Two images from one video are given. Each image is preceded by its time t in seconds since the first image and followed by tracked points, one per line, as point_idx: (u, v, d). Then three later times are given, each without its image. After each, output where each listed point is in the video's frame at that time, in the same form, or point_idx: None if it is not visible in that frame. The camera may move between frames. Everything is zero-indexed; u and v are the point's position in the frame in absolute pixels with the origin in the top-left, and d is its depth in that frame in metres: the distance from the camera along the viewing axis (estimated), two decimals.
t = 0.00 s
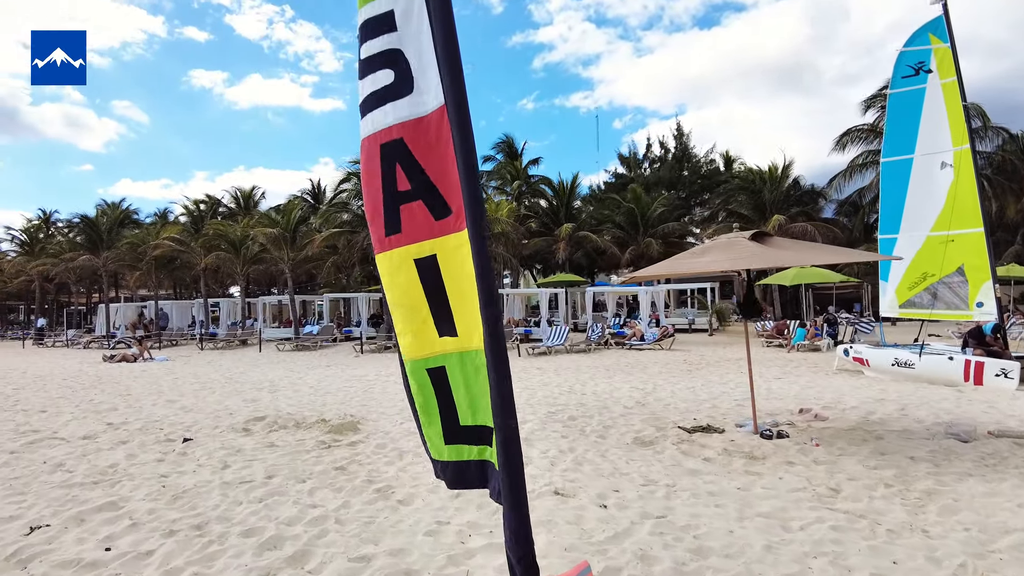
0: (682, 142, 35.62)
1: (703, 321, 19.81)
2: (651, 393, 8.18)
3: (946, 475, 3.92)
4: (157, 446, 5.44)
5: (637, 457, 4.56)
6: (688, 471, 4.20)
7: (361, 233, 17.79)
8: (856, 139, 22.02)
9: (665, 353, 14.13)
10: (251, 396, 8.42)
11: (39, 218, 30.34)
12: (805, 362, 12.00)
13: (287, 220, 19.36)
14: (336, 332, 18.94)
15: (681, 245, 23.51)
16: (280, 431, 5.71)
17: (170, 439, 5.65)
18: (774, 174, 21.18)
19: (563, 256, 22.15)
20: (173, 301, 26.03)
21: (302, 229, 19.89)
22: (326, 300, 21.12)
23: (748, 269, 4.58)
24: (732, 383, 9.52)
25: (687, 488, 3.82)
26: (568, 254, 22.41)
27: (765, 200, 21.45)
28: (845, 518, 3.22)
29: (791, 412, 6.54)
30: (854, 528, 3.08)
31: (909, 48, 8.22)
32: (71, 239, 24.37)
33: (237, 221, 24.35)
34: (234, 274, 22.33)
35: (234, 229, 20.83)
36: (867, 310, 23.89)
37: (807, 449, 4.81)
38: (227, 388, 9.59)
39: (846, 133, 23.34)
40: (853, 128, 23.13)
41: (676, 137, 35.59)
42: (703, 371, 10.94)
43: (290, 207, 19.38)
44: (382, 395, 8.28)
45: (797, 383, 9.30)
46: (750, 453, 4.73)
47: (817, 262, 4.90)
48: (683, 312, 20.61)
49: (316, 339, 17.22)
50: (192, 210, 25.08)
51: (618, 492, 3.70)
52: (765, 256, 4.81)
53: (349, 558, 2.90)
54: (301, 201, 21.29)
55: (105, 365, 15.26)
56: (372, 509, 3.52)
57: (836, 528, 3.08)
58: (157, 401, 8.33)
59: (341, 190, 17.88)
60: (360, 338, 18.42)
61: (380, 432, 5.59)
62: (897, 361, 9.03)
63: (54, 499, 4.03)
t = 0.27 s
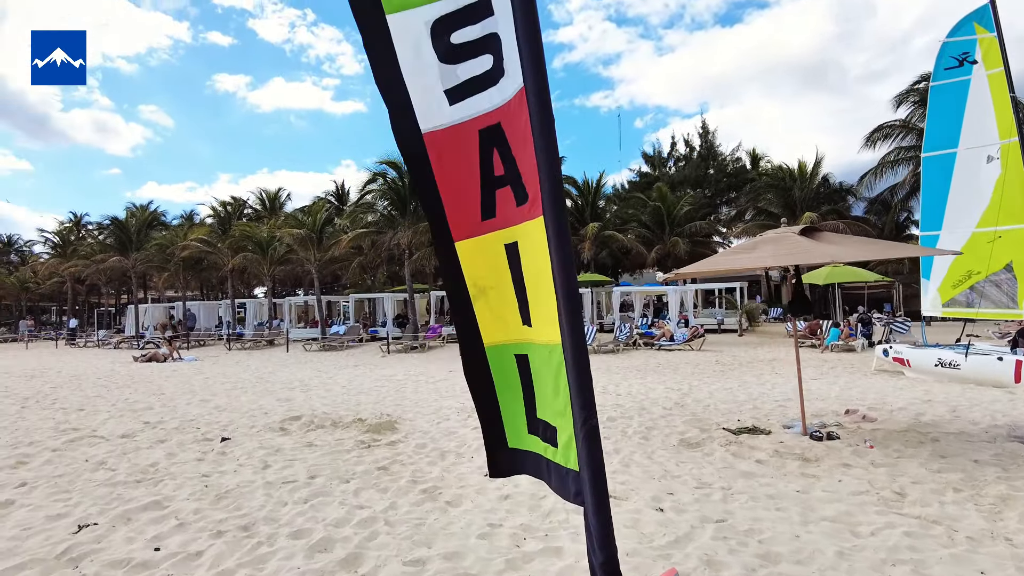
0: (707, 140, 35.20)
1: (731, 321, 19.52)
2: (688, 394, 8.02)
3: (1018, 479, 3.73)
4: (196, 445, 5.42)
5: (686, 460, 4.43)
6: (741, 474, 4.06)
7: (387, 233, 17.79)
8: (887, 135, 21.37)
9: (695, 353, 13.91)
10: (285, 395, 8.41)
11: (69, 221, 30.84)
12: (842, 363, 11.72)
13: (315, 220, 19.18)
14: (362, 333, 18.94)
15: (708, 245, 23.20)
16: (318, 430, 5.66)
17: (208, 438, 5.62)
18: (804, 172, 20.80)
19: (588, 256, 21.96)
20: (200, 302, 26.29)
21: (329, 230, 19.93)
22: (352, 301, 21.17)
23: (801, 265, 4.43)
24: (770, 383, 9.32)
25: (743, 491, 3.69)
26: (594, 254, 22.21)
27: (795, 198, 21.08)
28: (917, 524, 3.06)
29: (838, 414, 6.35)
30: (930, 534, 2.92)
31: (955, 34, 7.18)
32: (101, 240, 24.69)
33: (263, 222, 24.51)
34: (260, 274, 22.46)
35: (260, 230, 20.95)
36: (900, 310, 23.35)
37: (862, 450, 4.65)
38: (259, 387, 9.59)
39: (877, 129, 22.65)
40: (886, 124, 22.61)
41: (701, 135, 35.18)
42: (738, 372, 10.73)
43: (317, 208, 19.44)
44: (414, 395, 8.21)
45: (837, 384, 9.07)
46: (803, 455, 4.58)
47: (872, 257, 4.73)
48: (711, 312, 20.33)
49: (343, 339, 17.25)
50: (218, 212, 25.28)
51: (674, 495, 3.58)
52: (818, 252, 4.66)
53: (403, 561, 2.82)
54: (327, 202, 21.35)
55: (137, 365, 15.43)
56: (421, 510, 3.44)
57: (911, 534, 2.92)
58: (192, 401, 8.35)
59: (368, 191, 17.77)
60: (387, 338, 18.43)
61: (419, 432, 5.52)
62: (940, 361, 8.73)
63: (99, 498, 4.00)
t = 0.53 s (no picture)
0: (732, 138, 34.74)
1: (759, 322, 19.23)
2: (724, 397, 7.87)
3: None
4: (232, 449, 5.40)
5: (734, 467, 4.31)
6: (795, 482, 3.93)
7: (412, 234, 17.74)
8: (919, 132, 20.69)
9: (724, 355, 13.70)
10: (315, 397, 8.39)
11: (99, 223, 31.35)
12: (878, 365, 11.45)
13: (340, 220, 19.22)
14: (385, 333, 18.92)
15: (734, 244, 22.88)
16: (354, 434, 5.62)
17: (243, 442, 5.61)
18: (833, 171, 20.40)
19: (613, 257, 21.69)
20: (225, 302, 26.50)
21: (354, 232, 19.96)
22: (376, 301, 21.20)
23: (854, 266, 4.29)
24: (806, 386, 9.12)
25: (799, 501, 3.57)
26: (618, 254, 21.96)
27: (824, 197, 20.69)
28: (992, 539, 2.92)
29: (884, 419, 6.17)
30: (1008, 551, 2.78)
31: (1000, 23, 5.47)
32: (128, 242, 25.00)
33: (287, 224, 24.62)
34: (284, 276, 22.57)
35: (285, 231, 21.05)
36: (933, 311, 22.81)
37: (916, 458, 4.49)
38: (288, 388, 9.59)
39: (909, 126, 21.96)
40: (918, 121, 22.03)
41: (725, 133, 34.72)
42: (771, 374, 10.53)
43: (341, 209, 19.48)
44: (444, 397, 8.14)
45: (877, 387, 8.85)
46: (855, 463, 4.43)
47: (926, 259, 4.57)
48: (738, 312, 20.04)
49: (367, 340, 17.26)
50: (243, 213, 25.44)
51: (727, 505, 3.48)
52: (869, 253, 4.51)
53: (457, 573, 2.74)
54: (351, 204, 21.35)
55: (165, 366, 15.57)
56: (469, 519, 3.37)
57: (987, 550, 2.79)
58: (223, 402, 8.37)
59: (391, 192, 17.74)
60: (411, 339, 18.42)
61: (455, 436, 5.45)
62: (984, 364, 8.46)
63: (140, 503, 3.97)
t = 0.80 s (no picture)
0: (755, 135, 34.26)
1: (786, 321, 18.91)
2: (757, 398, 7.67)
3: None
4: (261, 449, 5.34)
5: (778, 472, 4.15)
6: (844, 488, 3.77)
7: (434, 233, 17.70)
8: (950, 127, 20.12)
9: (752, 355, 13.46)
10: (342, 397, 8.34)
11: (125, 224, 31.75)
12: (912, 365, 11.16)
13: (362, 220, 19.22)
14: (408, 333, 18.86)
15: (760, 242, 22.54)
16: (383, 434, 5.54)
17: (272, 443, 5.55)
18: (862, 167, 19.98)
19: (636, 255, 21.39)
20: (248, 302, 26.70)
21: (375, 232, 19.95)
22: (397, 301, 21.19)
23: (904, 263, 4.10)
24: (840, 387, 8.89)
25: (852, 507, 3.41)
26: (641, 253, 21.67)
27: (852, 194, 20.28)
28: None
29: (928, 420, 5.96)
30: None
31: None
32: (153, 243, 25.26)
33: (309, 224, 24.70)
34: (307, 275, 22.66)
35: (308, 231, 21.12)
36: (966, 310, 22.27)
37: (969, 463, 4.30)
38: (314, 388, 9.56)
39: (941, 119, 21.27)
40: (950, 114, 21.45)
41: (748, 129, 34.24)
42: (802, 374, 10.29)
43: (364, 209, 19.50)
44: (471, 397, 8.04)
45: (914, 388, 8.59)
46: (905, 467, 4.25)
47: (979, 254, 4.36)
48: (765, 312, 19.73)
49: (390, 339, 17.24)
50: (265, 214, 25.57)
51: (777, 512, 3.33)
52: (919, 249, 4.32)
53: None
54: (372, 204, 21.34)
55: (191, 365, 15.67)
56: (508, 524, 3.26)
57: None
58: (250, 402, 8.36)
59: (413, 192, 17.71)
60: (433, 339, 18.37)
61: (486, 437, 5.35)
62: None
63: (171, 505, 3.91)
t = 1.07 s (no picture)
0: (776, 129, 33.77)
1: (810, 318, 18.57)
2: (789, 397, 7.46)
3: None
4: (285, 450, 5.24)
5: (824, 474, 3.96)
6: (897, 492, 3.58)
7: (454, 231, 17.63)
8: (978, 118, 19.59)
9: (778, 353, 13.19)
10: (364, 396, 8.24)
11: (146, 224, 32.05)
12: (946, 363, 10.84)
13: (381, 219, 19.17)
14: (426, 331, 18.71)
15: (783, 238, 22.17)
16: (409, 434, 5.41)
17: (297, 443, 5.44)
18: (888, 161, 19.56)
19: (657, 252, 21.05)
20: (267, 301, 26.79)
21: (394, 230, 19.90)
22: (416, 299, 21.12)
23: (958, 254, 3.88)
24: (873, 386, 8.63)
25: (910, 513, 3.22)
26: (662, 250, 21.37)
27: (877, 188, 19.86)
28: None
29: (973, 421, 5.72)
30: None
31: None
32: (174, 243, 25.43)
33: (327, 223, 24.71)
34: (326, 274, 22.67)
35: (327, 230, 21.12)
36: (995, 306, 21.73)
37: None
38: (336, 387, 9.48)
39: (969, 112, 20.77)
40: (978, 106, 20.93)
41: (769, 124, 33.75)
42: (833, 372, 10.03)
43: (383, 208, 19.45)
44: (495, 396, 7.88)
45: (951, 387, 8.31)
46: (958, 470, 4.04)
47: None
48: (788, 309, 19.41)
49: (409, 338, 17.16)
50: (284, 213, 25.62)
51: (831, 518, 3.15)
52: (972, 240, 4.09)
53: None
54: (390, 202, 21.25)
55: (212, 364, 15.70)
56: (547, 530, 3.11)
57: None
58: (272, 401, 8.28)
59: (431, 190, 17.63)
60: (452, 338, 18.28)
61: (514, 438, 5.20)
62: None
63: (197, 508, 3.80)
